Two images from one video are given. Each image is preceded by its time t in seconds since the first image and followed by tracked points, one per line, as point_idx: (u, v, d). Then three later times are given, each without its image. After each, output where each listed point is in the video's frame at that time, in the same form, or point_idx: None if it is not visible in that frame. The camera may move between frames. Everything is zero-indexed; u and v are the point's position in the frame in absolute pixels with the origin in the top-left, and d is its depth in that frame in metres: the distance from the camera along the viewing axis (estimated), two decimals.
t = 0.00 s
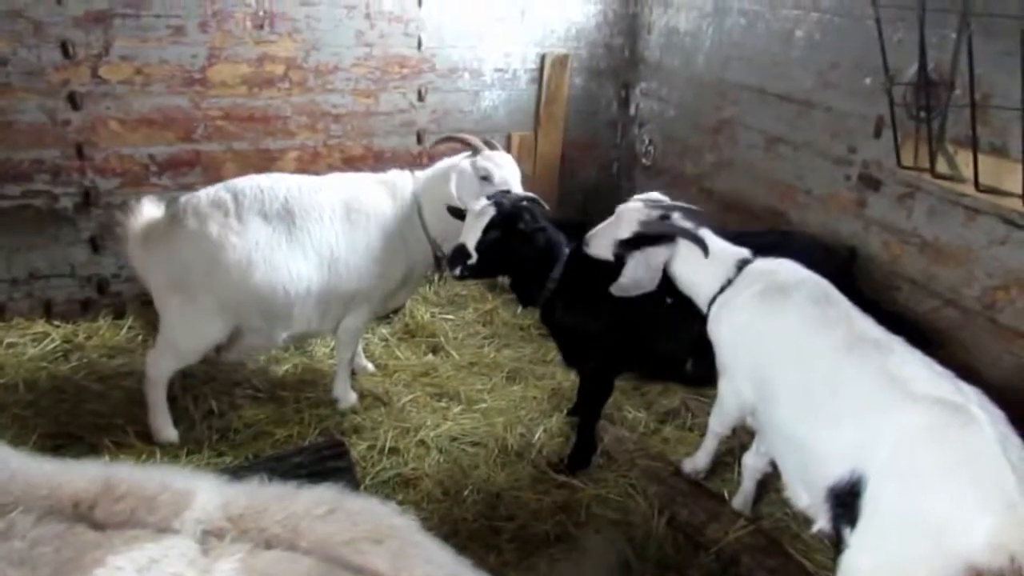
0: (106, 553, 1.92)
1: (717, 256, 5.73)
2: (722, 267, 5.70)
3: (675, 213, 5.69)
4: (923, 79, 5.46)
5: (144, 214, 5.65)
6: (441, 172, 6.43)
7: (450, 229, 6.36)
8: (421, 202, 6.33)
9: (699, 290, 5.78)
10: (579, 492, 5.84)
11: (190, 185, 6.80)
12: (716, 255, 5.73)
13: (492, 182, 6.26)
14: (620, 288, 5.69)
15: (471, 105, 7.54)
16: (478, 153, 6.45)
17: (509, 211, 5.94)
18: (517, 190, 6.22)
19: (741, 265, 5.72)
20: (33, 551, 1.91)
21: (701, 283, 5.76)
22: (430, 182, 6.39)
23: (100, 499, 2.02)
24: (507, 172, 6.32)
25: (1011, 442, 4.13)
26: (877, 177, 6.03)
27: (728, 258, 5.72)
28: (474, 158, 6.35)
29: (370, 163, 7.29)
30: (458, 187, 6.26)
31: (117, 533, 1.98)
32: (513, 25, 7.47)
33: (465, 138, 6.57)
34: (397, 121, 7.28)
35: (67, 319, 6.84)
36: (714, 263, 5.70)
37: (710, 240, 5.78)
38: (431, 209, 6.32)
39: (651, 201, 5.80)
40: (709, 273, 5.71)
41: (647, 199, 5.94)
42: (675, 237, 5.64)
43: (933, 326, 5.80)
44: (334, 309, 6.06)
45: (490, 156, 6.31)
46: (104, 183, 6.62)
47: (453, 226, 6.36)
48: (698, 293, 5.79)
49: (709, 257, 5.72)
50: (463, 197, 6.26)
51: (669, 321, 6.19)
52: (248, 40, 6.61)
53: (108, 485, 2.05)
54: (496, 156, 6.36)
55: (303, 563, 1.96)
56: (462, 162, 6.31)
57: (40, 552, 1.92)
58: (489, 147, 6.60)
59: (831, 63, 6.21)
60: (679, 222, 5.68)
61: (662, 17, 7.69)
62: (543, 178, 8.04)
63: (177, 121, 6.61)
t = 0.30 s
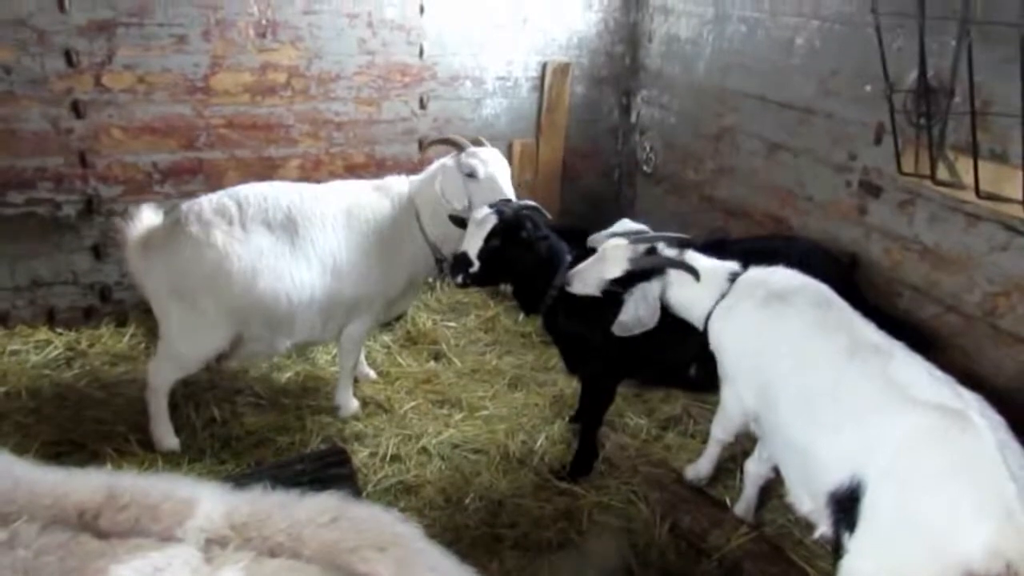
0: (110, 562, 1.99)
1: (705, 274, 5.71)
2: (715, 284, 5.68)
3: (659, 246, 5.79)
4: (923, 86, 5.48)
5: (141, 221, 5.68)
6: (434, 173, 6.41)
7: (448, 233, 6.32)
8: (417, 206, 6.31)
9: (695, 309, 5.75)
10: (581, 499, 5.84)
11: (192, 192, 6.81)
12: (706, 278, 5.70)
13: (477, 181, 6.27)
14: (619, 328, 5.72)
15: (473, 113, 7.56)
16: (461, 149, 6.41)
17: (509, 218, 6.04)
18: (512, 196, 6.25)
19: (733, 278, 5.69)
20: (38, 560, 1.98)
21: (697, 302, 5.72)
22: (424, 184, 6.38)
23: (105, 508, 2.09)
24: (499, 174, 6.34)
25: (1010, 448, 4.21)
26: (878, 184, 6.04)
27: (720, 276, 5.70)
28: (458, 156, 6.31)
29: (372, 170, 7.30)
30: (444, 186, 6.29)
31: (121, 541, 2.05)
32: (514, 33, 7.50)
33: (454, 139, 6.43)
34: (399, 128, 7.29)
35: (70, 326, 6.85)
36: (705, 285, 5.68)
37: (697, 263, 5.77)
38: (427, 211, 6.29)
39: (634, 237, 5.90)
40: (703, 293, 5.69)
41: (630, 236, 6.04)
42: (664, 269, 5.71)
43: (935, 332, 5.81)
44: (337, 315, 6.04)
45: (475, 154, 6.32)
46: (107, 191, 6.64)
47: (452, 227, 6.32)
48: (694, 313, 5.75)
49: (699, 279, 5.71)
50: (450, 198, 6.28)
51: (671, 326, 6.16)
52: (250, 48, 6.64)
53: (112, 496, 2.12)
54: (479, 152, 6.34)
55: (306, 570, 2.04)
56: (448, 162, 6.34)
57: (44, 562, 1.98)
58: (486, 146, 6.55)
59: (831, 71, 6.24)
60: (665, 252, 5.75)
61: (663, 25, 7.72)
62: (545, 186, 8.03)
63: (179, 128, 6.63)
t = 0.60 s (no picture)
0: (108, 572, 2.15)
1: (701, 289, 5.74)
2: (711, 297, 5.71)
3: (656, 263, 5.78)
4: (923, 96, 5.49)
5: (136, 221, 5.60)
6: (428, 181, 6.42)
7: (445, 240, 6.32)
8: (413, 215, 6.33)
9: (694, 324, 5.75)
10: (580, 508, 5.83)
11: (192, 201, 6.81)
12: (704, 294, 5.72)
13: (472, 190, 6.25)
14: (621, 348, 5.69)
15: (472, 121, 7.56)
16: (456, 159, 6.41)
17: (509, 227, 6.03)
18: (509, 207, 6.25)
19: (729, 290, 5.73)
20: (37, 570, 2.16)
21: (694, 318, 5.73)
22: (420, 193, 6.38)
23: (103, 520, 2.29)
24: (495, 184, 6.33)
25: (1009, 459, 4.23)
26: (877, 193, 6.04)
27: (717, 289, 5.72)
28: (453, 165, 6.28)
29: (372, 178, 7.30)
30: (440, 195, 6.27)
31: (119, 551, 2.23)
32: (514, 41, 7.50)
33: (451, 147, 6.41)
34: (399, 136, 7.30)
35: (68, 335, 6.84)
36: (702, 301, 5.70)
37: (693, 279, 5.80)
38: (423, 219, 6.30)
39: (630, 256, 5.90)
40: (700, 308, 5.70)
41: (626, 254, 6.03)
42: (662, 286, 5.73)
43: (934, 341, 5.80)
44: (335, 324, 6.03)
45: (470, 163, 6.29)
46: (106, 199, 6.63)
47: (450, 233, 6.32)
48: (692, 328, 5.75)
49: (696, 295, 5.73)
50: (446, 206, 6.26)
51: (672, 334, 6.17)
52: (250, 57, 6.64)
53: (111, 507, 2.32)
54: (474, 162, 6.31)
55: None
56: (444, 171, 6.31)
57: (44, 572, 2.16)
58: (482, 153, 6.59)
59: (831, 80, 6.25)
60: (662, 270, 5.76)
61: (663, 33, 7.72)
62: (543, 194, 8.04)
63: (179, 137, 6.63)
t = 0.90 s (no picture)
0: None
1: (712, 287, 5.49)
2: (722, 298, 5.45)
3: (667, 259, 5.57)
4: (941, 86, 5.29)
5: (126, 206, 5.49)
6: (428, 174, 6.21)
7: (444, 236, 6.12)
8: (412, 210, 6.13)
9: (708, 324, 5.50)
10: (586, 511, 5.66)
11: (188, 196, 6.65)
12: (717, 293, 5.47)
13: (472, 188, 6.06)
14: (634, 348, 5.52)
15: (477, 113, 7.38)
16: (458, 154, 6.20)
17: (510, 224, 5.85)
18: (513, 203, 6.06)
19: (741, 288, 5.49)
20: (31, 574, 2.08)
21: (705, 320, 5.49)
22: (421, 187, 6.18)
23: (98, 522, 2.20)
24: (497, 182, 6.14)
25: None
26: (895, 187, 5.84)
27: (728, 291, 5.47)
28: (455, 159, 6.09)
29: (374, 173, 7.13)
30: (440, 191, 6.07)
31: (115, 555, 2.14)
32: (519, 31, 7.32)
33: (449, 140, 6.20)
34: (402, 130, 7.12)
35: (62, 333, 6.69)
36: (714, 300, 5.46)
37: (704, 276, 5.55)
38: (422, 215, 6.10)
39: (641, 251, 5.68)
40: (713, 308, 5.46)
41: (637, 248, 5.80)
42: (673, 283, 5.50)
43: (954, 340, 5.60)
44: (329, 321, 5.87)
45: (471, 160, 6.09)
46: (101, 194, 6.47)
47: (450, 230, 6.13)
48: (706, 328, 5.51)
49: (708, 292, 5.49)
50: (445, 202, 6.07)
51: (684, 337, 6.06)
52: (248, 48, 6.47)
53: (106, 509, 2.22)
54: (475, 158, 6.10)
55: None
56: (445, 165, 6.11)
57: None
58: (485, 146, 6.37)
59: (847, 71, 6.05)
60: (674, 266, 5.54)
61: (673, 23, 7.53)
62: (549, 189, 7.85)
63: (175, 130, 6.47)
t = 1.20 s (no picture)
0: None
1: (742, 286, 4.89)
2: (754, 297, 4.86)
3: (692, 253, 4.92)
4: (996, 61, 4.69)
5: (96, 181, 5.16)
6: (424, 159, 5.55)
7: (440, 231, 5.47)
8: (405, 200, 5.49)
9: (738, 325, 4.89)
10: (604, 534, 5.02)
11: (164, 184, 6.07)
12: (748, 292, 4.87)
13: (467, 179, 5.36)
14: (656, 352, 4.90)
15: (481, 93, 6.79)
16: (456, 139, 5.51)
17: (514, 217, 5.20)
18: (518, 195, 5.34)
19: (773, 286, 4.89)
20: None
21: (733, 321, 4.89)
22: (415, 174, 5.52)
23: (63, 544, 1.95)
24: (495, 172, 5.43)
25: None
26: (946, 173, 5.23)
27: (760, 290, 4.87)
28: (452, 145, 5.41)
29: (367, 159, 6.55)
30: (432, 182, 5.40)
31: None
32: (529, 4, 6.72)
33: (445, 123, 5.55)
34: (398, 112, 6.55)
35: (24, 336, 6.10)
36: (744, 299, 4.86)
37: (733, 273, 4.94)
38: (416, 206, 5.44)
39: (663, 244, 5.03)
40: (743, 309, 4.86)
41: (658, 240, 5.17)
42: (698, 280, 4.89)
43: (1017, 344, 4.97)
44: (306, 320, 5.34)
45: (468, 146, 5.41)
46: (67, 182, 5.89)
47: (447, 223, 5.47)
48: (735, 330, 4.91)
49: (737, 291, 4.88)
50: (437, 194, 5.39)
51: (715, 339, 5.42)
52: (229, 21, 5.90)
53: (73, 529, 1.97)
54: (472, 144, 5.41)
55: None
56: (439, 152, 5.43)
57: None
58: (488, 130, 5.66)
59: (892, 44, 5.45)
60: (700, 262, 4.89)
61: None
62: (559, 178, 7.25)
63: (149, 113, 5.89)
